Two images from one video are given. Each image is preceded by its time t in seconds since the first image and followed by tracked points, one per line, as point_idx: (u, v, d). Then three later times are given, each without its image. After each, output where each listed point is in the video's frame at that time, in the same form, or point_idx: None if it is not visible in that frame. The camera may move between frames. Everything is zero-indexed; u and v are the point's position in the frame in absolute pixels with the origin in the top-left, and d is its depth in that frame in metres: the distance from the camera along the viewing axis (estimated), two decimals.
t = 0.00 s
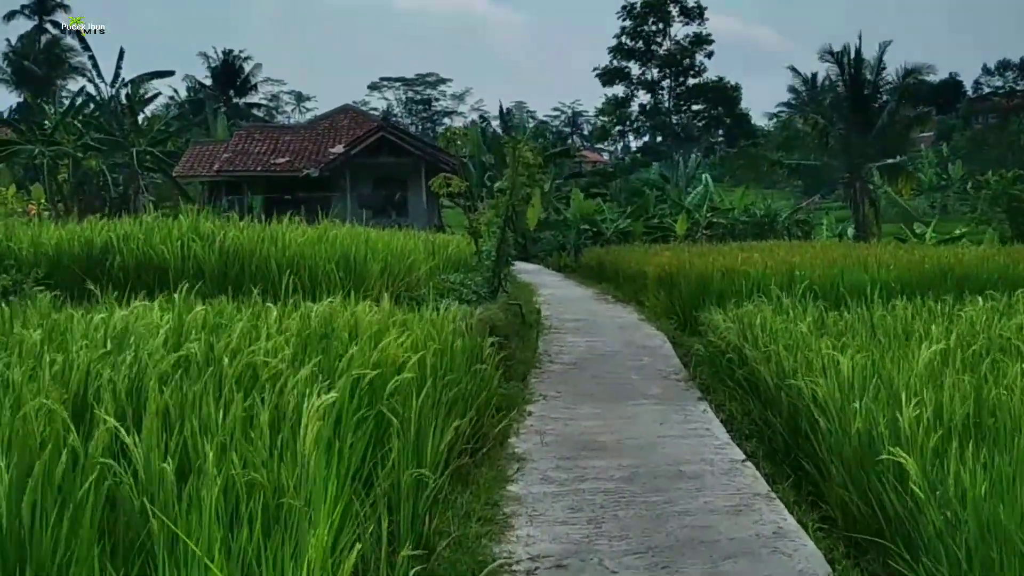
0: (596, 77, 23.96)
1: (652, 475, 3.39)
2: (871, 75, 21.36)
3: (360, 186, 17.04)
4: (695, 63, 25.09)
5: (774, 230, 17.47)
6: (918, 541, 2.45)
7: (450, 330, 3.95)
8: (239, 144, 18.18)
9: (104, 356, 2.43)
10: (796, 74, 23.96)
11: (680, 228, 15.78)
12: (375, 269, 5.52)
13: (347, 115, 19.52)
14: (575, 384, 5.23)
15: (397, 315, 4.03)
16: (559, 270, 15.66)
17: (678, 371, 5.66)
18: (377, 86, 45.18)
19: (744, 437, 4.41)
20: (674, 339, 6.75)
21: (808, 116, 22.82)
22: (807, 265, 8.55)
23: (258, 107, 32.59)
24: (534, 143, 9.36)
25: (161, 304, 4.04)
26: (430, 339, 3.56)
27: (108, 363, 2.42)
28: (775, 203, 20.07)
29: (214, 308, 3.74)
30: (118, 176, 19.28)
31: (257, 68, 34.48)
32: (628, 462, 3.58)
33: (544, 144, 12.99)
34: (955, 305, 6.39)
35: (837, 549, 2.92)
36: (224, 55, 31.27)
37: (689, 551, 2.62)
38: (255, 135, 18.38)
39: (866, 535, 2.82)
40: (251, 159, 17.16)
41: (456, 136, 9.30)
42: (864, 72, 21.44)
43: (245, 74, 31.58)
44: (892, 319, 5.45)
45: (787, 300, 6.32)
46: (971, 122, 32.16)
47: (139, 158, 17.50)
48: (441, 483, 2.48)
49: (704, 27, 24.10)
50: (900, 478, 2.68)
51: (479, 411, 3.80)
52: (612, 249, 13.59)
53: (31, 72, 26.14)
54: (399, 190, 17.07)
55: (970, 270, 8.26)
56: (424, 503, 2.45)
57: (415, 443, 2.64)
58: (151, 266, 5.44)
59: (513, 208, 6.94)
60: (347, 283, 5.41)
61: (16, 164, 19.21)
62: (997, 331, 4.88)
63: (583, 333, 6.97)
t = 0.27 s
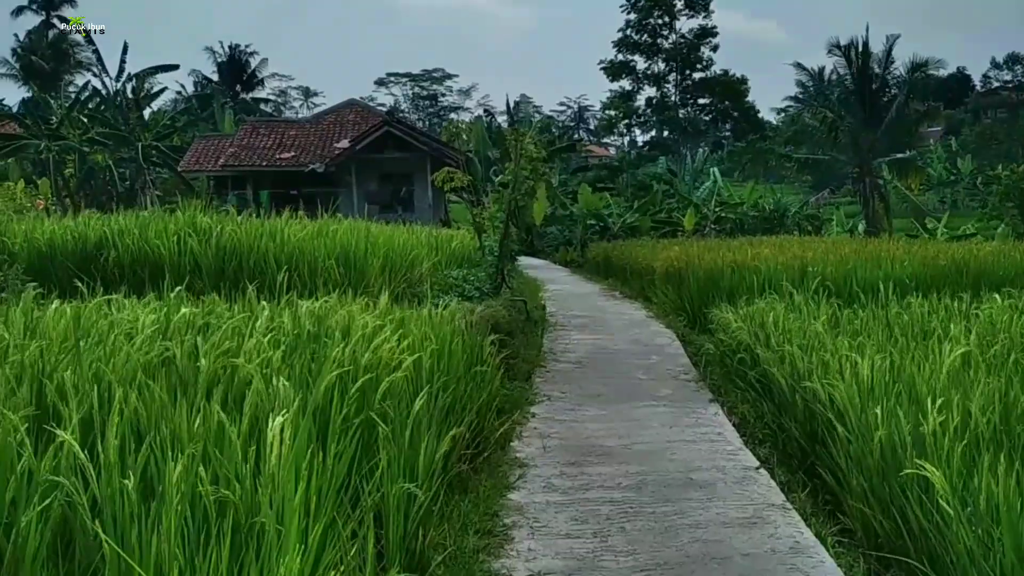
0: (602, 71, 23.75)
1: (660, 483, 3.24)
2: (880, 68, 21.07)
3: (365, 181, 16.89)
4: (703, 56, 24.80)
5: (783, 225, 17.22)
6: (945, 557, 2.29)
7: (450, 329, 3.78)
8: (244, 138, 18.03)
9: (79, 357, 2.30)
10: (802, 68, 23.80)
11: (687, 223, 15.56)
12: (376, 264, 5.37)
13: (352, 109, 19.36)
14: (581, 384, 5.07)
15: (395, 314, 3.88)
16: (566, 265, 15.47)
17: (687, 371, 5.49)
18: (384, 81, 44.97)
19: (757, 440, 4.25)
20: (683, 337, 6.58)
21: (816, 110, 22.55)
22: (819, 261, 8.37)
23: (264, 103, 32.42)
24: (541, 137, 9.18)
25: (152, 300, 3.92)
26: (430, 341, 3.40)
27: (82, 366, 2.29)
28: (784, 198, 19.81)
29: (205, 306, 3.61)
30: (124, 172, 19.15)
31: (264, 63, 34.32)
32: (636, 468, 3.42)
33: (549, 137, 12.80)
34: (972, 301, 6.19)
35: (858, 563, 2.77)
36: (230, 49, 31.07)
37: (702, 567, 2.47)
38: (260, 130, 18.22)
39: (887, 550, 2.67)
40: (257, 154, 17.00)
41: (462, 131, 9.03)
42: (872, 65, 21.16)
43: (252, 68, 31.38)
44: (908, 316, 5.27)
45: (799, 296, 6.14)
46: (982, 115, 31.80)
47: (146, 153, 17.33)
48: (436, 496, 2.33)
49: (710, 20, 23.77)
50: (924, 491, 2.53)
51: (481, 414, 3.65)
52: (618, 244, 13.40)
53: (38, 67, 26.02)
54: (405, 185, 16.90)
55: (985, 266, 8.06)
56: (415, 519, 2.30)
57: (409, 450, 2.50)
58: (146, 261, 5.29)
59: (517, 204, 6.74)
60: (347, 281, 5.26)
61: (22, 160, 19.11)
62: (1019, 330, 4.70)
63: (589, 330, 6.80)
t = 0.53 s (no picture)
0: (610, 66, 23.53)
1: (674, 492, 3.10)
2: (890, 63, 20.79)
3: (372, 176, 16.75)
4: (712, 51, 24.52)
5: (793, 221, 16.97)
6: None
7: (453, 331, 3.66)
8: (250, 133, 17.90)
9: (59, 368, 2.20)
10: (810, 62, 23.58)
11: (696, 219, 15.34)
12: (379, 262, 5.23)
13: (359, 104, 19.21)
14: (591, 384, 4.93)
15: (397, 314, 3.75)
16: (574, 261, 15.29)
17: (699, 371, 5.35)
18: (392, 76, 44.74)
19: (773, 445, 4.10)
20: (694, 336, 6.43)
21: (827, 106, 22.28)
22: (832, 258, 8.20)
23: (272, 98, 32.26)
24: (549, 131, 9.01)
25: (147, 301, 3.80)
26: (431, 344, 3.28)
27: (63, 379, 2.19)
28: (795, 194, 19.55)
29: (200, 308, 3.50)
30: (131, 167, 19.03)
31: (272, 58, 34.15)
32: (648, 476, 3.29)
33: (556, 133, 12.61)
34: (993, 301, 6.01)
35: None
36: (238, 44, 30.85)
37: None
38: (267, 125, 18.09)
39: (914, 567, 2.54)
40: (263, 149, 16.86)
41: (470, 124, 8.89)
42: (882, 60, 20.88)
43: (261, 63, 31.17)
44: (928, 316, 5.10)
45: (814, 295, 5.98)
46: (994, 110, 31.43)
47: (153, 148, 17.21)
48: (435, 512, 2.22)
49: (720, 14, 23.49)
50: (955, 507, 2.40)
51: (486, 417, 3.51)
52: (627, 240, 13.22)
53: (46, 64, 25.88)
54: (412, 180, 16.75)
55: (1003, 264, 7.86)
56: (414, 536, 2.19)
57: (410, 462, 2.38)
58: (144, 258, 5.16)
59: (524, 200, 6.58)
60: (349, 280, 5.13)
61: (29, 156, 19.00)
62: None
63: (599, 329, 6.64)
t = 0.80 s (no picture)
0: (617, 59, 23.31)
1: (693, 500, 2.92)
2: (900, 56, 20.50)
3: (377, 171, 16.56)
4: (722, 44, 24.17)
5: (804, 216, 16.74)
6: None
7: (461, 328, 3.50)
8: (255, 128, 17.70)
9: (37, 366, 2.04)
10: (819, 56, 23.37)
11: (705, 214, 15.12)
12: (384, 258, 5.06)
13: (364, 99, 19.02)
14: (603, 385, 4.76)
15: (402, 310, 3.59)
16: (581, 257, 15.09)
17: (713, 370, 5.17)
18: (399, 72, 44.42)
19: (794, 448, 3.94)
20: (707, 333, 6.23)
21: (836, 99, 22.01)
22: (847, 252, 8.01)
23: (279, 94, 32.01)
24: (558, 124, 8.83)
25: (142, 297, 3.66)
26: (438, 341, 3.12)
27: (42, 378, 2.03)
28: (805, 188, 19.30)
29: (195, 305, 3.34)
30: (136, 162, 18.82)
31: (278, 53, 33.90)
32: (666, 483, 3.12)
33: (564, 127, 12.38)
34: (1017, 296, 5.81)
35: None
36: (245, 39, 30.56)
37: None
38: (272, 120, 17.89)
39: None
40: (269, 143, 16.65)
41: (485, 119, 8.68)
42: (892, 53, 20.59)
43: (268, 59, 30.85)
44: (953, 311, 4.89)
45: (831, 291, 5.79)
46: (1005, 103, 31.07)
47: (159, 143, 17.01)
48: (442, 524, 2.06)
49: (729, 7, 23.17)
50: (1008, 522, 2.22)
51: (495, 420, 3.34)
52: (635, 236, 13.02)
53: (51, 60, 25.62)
54: (418, 175, 16.57)
55: None
56: (419, 555, 2.02)
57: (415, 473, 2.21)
58: (142, 253, 4.99)
59: (532, 193, 6.39)
60: (354, 276, 4.96)
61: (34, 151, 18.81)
62: None
63: (608, 326, 6.45)
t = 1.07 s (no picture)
0: (625, 53, 23.10)
1: (713, 516, 2.82)
2: (911, 51, 20.26)
3: (384, 167, 16.42)
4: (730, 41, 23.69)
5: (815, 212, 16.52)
6: None
7: (469, 331, 3.35)
8: (261, 123, 17.57)
9: (14, 381, 1.90)
10: (830, 51, 23.13)
11: (714, 210, 14.93)
12: (389, 258, 4.91)
13: (370, 94, 18.85)
14: (614, 386, 4.63)
15: (407, 312, 3.44)
16: (589, 253, 14.94)
17: (727, 371, 5.03)
18: (406, 66, 44.16)
19: (815, 458, 3.81)
20: (720, 332, 6.09)
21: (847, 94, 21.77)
22: (862, 250, 7.82)
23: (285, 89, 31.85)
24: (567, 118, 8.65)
25: (137, 297, 3.53)
26: (444, 346, 2.98)
27: (18, 389, 1.90)
28: (815, 183, 19.08)
29: (192, 305, 3.21)
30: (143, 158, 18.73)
31: (284, 48, 33.73)
32: (683, 497, 3.01)
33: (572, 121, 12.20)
34: None
35: None
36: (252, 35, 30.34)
37: None
38: (277, 115, 17.76)
39: None
40: (274, 139, 16.52)
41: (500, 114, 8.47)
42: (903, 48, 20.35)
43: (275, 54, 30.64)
44: (977, 312, 4.74)
45: (848, 290, 5.64)
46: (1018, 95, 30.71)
47: (166, 139, 16.91)
48: (448, 550, 1.93)
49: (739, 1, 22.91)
50: None
51: (503, 429, 3.20)
52: (645, 231, 12.86)
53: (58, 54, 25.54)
54: (424, 171, 16.43)
55: None
56: None
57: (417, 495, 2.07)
58: (140, 251, 4.83)
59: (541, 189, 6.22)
60: (358, 276, 4.81)
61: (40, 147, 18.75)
62: None
63: (619, 325, 6.32)
